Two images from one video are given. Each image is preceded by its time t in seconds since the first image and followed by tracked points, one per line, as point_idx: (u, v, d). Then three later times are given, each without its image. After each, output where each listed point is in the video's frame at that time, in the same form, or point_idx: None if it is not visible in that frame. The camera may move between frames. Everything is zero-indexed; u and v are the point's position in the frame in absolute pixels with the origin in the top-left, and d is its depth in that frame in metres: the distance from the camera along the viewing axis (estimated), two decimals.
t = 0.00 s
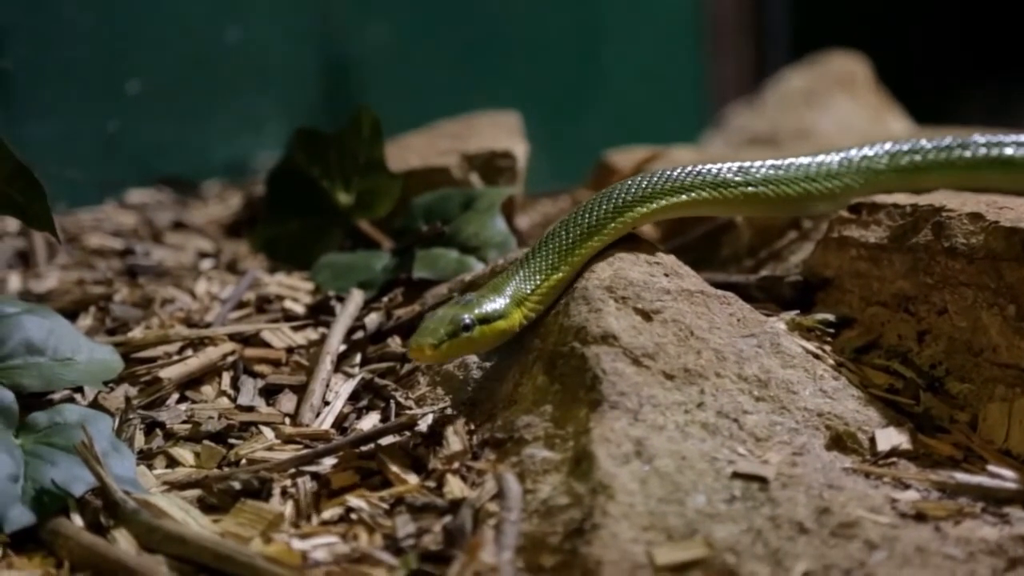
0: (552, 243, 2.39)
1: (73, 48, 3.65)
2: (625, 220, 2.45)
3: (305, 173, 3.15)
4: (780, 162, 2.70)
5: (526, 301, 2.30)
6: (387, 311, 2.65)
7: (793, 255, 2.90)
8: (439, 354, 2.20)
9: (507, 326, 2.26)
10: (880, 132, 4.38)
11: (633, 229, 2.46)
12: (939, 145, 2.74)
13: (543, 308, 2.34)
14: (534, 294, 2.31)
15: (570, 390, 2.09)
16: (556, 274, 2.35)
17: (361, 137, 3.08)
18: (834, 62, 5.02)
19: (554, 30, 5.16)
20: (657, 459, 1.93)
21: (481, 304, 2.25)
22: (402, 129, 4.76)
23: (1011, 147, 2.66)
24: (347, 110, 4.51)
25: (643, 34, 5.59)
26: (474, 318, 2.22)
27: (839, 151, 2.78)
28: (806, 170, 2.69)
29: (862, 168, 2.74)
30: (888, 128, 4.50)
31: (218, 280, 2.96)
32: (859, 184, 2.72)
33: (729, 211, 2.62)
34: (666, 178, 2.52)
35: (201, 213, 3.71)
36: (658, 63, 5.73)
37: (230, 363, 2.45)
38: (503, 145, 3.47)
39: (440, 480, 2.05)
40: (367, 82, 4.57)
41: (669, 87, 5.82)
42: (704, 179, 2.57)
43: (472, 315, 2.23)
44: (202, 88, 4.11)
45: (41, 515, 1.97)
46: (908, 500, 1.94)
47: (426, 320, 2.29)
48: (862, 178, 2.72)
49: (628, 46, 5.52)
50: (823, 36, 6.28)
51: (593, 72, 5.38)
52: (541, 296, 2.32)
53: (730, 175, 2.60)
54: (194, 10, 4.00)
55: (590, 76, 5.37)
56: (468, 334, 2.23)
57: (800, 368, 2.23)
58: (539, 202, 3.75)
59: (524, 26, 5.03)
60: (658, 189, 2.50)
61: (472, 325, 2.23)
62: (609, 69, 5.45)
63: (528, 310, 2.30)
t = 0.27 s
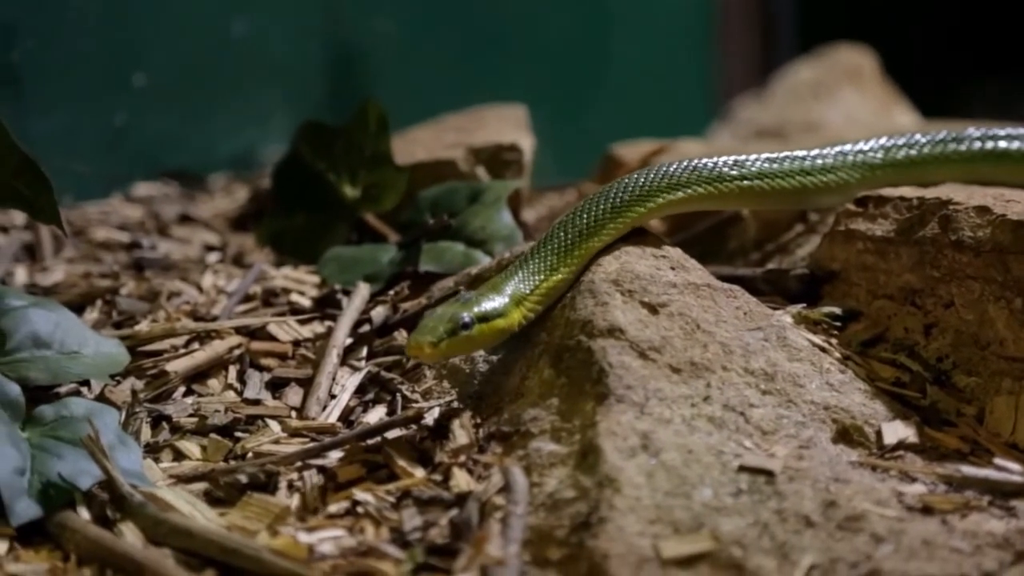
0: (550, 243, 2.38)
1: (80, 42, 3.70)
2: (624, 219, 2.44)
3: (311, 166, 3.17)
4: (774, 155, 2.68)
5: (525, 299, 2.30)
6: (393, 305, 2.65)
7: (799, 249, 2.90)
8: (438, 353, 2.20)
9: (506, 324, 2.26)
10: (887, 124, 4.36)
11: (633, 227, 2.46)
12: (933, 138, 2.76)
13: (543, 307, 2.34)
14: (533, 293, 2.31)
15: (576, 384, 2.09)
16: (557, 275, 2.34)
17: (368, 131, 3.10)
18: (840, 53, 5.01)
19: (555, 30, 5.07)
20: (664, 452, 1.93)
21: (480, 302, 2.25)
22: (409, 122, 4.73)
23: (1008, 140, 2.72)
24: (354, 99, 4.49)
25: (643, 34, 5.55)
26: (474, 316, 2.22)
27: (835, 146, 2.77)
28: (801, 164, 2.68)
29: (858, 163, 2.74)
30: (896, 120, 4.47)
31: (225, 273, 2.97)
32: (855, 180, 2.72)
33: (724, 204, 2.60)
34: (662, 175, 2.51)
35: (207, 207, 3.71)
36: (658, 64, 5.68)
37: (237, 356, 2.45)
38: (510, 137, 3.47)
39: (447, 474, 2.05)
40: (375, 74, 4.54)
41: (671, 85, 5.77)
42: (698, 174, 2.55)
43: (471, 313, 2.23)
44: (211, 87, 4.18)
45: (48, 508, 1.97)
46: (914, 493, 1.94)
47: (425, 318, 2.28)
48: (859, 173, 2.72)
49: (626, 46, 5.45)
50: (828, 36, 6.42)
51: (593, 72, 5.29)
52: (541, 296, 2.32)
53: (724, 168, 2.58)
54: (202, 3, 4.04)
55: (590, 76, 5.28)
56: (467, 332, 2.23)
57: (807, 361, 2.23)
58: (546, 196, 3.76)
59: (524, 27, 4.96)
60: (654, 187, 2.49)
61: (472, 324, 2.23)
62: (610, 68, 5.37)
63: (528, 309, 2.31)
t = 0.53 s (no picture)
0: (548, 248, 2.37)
1: (86, 34, 3.71)
2: (620, 222, 2.44)
3: (318, 158, 3.16)
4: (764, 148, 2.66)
5: (525, 305, 2.29)
6: (399, 297, 2.65)
7: (804, 240, 2.90)
8: (442, 362, 2.16)
9: (508, 331, 2.25)
10: (894, 114, 4.33)
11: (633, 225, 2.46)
12: (926, 130, 2.69)
13: (543, 310, 2.33)
14: (533, 298, 2.29)
15: (582, 375, 2.10)
16: (556, 279, 2.33)
17: (374, 123, 3.09)
18: (846, 45, 5.00)
19: (555, 29, 5.08)
20: (670, 443, 1.93)
21: (480, 310, 2.23)
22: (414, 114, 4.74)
23: (1001, 131, 2.64)
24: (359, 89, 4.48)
25: (643, 32, 5.50)
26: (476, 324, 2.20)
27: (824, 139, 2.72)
28: (792, 156, 2.65)
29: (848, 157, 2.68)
30: (902, 112, 4.43)
31: (231, 265, 2.97)
32: (844, 174, 2.67)
33: (713, 194, 2.59)
34: (653, 172, 2.50)
35: (212, 198, 3.72)
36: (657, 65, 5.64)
37: (243, 347, 2.45)
38: (515, 129, 3.48)
39: (453, 465, 2.05)
40: (380, 65, 4.54)
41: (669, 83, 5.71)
42: (688, 169, 2.56)
43: (472, 322, 2.21)
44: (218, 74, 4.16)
45: (55, 500, 1.96)
46: (921, 484, 1.94)
47: (427, 327, 2.25)
48: (852, 165, 2.67)
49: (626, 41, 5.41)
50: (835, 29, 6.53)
51: (594, 72, 5.28)
52: (540, 300, 2.31)
53: (716, 161, 2.60)
54: None
55: (591, 76, 5.27)
56: (469, 340, 2.21)
57: (813, 352, 2.23)
58: (552, 188, 3.77)
59: (524, 27, 4.96)
60: (647, 187, 2.49)
61: (473, 333, 2.21)
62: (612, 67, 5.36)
63: (528, 314, 2.30)
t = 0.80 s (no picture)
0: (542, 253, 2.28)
1: (90, 24, 3.72)
2: (612, 224, 2.39)
3: (322, 150, 3.12)
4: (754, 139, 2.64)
5: (524, 313, 2.20)
6: (403, 289, 2.65)
7: (808, 232, 2.89)
8: (444, 377, 2.05)
9: (507, 340, 2.15)
10: (898, 107, 4.33)
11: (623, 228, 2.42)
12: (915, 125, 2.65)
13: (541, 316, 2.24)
14: (531, 304, 2.20)
15: (586, 367, 2.10)
16: (552, 286, 2.25)
17: (378, 115, 3.09)
18: (850, 37, 4.99)
19: (554, 29, 5.07)
20: (674, 435, 1.92)
21: (480, 321, 2.13)
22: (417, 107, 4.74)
23: (989, 123, 2.58)
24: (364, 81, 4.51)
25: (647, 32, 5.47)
26: (476, 335, 2.10)
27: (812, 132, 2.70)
28: (780, 147, 2.63)
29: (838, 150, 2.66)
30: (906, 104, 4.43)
31: (234, 257, 2.98)
32: (831, 166, 2.65)
33: (698, 185, 2.56)
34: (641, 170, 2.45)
35: (216, 191, 3.73)
36: (657, 65, 5.58)
37: (247, 339, 2.45)
38: (520, 120, 3.47)
39: (456, 458, 2.04)
40: (385, 57, 4.57)
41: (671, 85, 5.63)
42: (676, 165, 2.52)
43: (472, 333, 2.10)
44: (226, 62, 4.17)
45: (58, 492, 1.97)
46: (925, 476, 1.94)
47: (424, 340, 2.13)
48: (837, 159, 2.65)
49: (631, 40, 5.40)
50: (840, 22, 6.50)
51: (594, 73, 5.27)
52: (539, 306, 2.22)
53: (704, 152, 2.56)
54: None
55: (590, 77, 5.26)
56: (469, 353, 2.09)
57: (817, 344, 2.23)
58: (556, 178, 3.77)
59: (523, 26, 4.96)
60: (636, 188, 2.44)
61: (474, 344, 2.10)
62: (611, 67, 5.34)
63: (527, 322, 2.21)
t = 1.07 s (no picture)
0: (541, 257, 2.24)
1: (93, 16, 3.76)
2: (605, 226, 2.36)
3: (325, 139, 3.17)
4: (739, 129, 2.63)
5: (526, 316, 2.16)
6: (406, 279, 2.65)
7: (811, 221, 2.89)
8: (458, 383, 2.01)
9: (512, 343, 2.11)
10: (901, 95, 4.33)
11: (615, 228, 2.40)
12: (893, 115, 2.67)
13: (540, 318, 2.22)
14: (533, 308, 2.17)
15: (589, 357, 2.10)
16: (551, 290, 2.23)
17: (381, 104, 3.08)
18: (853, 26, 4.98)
19: (552, 30, 5.06)
20: (677, 425, 1.93)
21: (485, 325, 2.08)
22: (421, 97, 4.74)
23: (971, 112, 2.60)
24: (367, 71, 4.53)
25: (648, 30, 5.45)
26: (485, 340, 2.05)
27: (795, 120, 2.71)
28: (764, 137, 2.63)
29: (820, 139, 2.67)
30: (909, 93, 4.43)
31: (238, 247, 2.98)
32: (816, 156, 2.66)
33: (685, 180, 2.54)
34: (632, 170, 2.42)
35: (219, 181, 3.74)
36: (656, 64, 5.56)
37: (250, 330, 2.46)
38: (523, 110, 3.48)
39: (461, 447, 2.04)
40: (387, 45, 4.60)
41: (677, 80, 5.62)
42: (663, 162, 2.50)
43: (481, 338, 2.05)
44: (232, 53, 4.24)
45: (62, 481, 1.96)
46: (928, 465, 1.94)
47: (431, 345, 2.08)
48: (819, 147, 2.65)
49: (630, 39, 5.35)
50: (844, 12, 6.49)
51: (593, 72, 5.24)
52: (539, 310, 2.20)
53: (688, 146, 2.55)
54: None
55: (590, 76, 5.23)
56: (478, 357, 2.05)
57: (820, 334, 2.22)
58: (558, 168, 3.77)
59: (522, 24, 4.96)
60: (627, 189, 2.42)
61: (483, 349, 2.05)
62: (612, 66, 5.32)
63: (528, 325, 2.17)
